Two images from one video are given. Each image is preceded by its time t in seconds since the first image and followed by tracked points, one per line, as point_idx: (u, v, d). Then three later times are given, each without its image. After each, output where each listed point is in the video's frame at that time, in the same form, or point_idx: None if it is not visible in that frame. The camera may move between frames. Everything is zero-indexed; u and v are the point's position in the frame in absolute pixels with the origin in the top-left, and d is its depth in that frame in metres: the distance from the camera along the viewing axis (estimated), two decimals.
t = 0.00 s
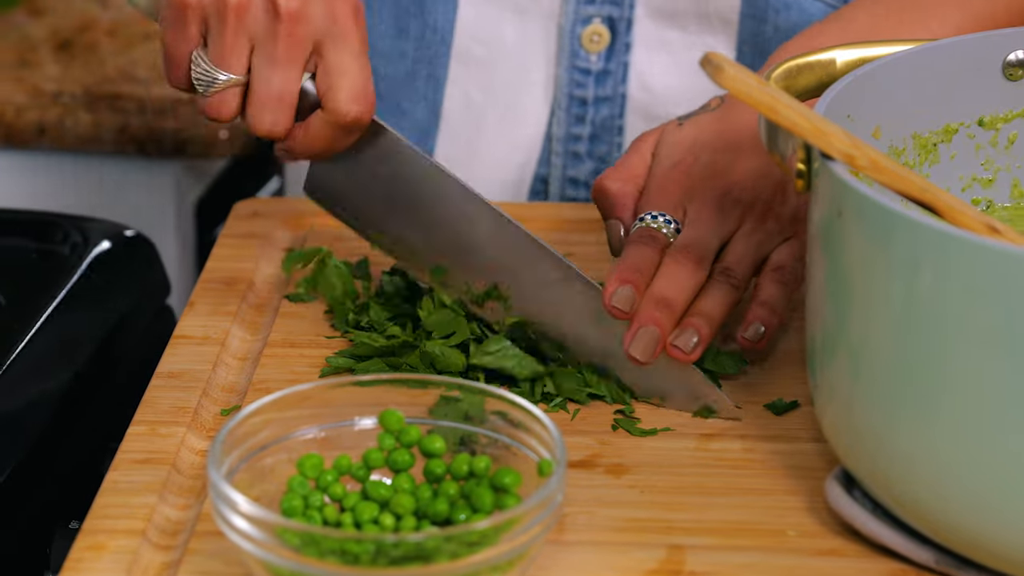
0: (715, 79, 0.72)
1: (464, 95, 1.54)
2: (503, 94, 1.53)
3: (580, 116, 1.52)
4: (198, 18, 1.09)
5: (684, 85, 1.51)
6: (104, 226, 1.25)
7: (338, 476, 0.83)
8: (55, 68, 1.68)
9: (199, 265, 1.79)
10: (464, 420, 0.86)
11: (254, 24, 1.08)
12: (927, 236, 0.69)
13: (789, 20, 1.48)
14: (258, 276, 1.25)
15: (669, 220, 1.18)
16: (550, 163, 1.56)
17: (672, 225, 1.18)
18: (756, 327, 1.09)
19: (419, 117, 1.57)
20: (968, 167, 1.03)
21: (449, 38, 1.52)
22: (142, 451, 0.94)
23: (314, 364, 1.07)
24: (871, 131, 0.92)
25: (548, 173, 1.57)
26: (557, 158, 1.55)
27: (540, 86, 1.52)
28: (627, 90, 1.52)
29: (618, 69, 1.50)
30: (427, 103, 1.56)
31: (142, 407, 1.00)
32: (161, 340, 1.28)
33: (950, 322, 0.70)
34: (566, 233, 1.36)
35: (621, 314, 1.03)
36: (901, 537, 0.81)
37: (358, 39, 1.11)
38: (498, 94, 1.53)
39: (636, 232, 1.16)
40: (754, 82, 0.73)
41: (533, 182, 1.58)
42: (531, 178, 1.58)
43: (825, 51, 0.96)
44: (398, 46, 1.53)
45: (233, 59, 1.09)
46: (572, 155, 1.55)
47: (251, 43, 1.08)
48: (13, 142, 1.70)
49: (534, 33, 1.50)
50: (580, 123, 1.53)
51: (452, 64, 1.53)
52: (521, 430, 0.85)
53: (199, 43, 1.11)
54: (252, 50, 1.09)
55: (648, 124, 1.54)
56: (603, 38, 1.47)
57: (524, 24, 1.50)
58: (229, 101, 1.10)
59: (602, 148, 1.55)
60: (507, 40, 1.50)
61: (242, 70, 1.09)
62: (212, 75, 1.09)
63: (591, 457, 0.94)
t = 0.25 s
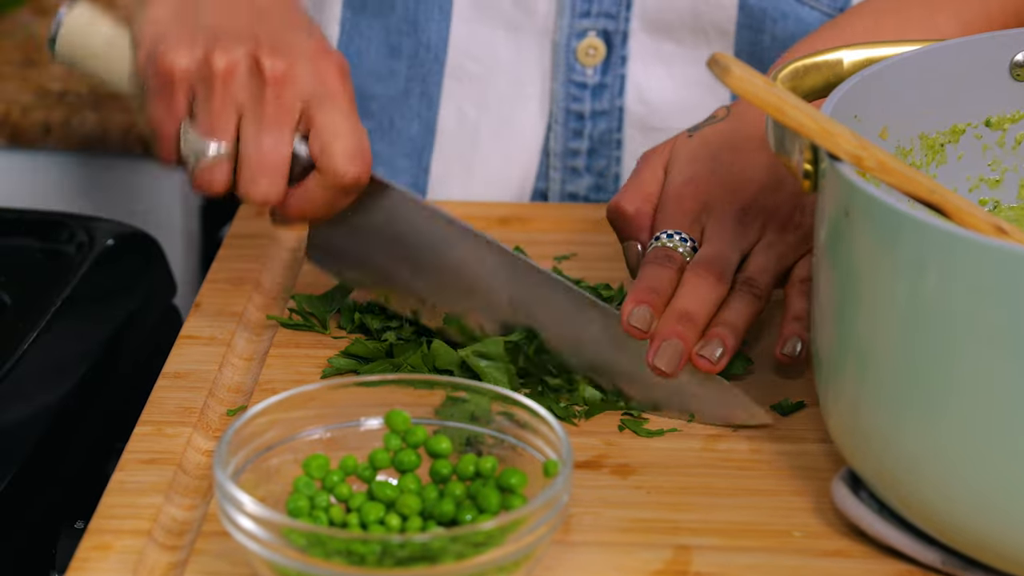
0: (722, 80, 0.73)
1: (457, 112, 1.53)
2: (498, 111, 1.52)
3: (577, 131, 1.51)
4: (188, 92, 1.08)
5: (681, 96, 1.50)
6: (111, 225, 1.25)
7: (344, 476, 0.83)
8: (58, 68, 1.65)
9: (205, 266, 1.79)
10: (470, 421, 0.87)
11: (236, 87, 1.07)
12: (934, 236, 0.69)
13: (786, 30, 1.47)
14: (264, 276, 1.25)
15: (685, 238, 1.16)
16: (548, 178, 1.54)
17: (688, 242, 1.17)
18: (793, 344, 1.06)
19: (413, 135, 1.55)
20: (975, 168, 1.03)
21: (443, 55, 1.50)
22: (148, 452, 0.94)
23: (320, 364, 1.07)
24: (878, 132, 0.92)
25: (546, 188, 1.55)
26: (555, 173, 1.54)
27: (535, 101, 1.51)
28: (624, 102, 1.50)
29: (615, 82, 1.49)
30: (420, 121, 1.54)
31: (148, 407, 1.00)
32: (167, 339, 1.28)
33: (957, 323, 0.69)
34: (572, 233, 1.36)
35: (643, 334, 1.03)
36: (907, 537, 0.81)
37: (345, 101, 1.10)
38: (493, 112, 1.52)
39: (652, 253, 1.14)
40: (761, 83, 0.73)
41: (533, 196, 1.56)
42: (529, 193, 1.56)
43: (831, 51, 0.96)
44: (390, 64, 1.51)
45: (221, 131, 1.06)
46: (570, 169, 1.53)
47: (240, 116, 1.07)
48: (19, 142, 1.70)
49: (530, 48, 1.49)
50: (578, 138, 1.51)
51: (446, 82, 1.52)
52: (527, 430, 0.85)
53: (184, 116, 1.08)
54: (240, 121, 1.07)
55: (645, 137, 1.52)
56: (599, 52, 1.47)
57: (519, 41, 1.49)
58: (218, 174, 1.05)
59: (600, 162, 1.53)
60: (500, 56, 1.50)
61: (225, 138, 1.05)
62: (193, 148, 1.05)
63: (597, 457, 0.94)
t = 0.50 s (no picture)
0: (723, 80, 0.73)
1: (444, 117, 1.54)
2: (481, 117, 1.53)
3: (560, 139, 1.51)
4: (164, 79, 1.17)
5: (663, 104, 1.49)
6: (113, 225, 1.26)
7: (346, 476, 0.83)
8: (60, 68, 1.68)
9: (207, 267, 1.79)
10: (472, 420, 0.86)
11: (202, 67, 1.14)
12: (937, 237, 0.69)
13: (763, 42, 1.46)
14: (266, 276, 1.25)
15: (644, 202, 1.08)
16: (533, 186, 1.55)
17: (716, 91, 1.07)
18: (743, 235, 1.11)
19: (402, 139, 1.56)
20: (977, 168, 1.03)
21: (426, 62, 1.51)
22: (150, 452, 0.94)
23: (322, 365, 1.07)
24: (880, 132, 0.92)
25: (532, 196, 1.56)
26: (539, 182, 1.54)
27: (517, 109, 1.52)
28: (607, 111, 1.50)
29: (597, 91, 1.48)
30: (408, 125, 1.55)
31: (149, 407, 1.00)
32: (170, 338, 1.28)
33: (961, 324, 0.69)
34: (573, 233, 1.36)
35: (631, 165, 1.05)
36: (908, 538, 0.81)
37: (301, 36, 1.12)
38: (477, 118, 1.53)
39: (640, 138, 1.05)
40: (764, 83, 0.73)
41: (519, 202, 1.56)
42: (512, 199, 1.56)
43: (834, 51, 0.96)
44: (377, 70, 1.52)
45: (201, 109, 1.16)
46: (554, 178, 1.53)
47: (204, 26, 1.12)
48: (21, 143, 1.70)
49: (515, 57, 1.49)
50: (560, 146, 1.52)
51: (430, 88, 1.53)
52: (529, 430, 0.85)
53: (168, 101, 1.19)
54: (211, 91, 1.15)
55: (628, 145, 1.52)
56: (580, 60, 1.46)
57: (503, 49, 1.49)
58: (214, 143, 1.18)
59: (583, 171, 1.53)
60: (484, 63, 1.50)
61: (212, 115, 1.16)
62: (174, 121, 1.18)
63: (599, 458, 0.94)
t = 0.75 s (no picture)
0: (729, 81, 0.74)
1: (436, 111, 1.51)
2: (471, 111, 1.50)
3: (543, 137, 1.48)
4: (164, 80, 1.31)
5: (646, 104, 1.46)
6: (119, 227, 1.25)
7: (350, 477, 0.83)
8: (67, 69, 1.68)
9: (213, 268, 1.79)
10: (476, 422, 0.87)
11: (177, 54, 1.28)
12: (943, 238, 0.69)
13: (741, 40, 1.40)
14: (271, 277, 1.25)
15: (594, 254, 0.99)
16: (516, 184, 1.53)
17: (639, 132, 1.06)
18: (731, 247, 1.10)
19: (398, 129, 1.53)
20: (983, 169, 1.03)
21: (420, 55, 1.49)
22: (155, 452, 0.94)
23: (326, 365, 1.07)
24: (885, 133, 0.91)
25: (515, 193, 1.54)
26: (522, 179, 1.52)
27: (503, 104, 1.49)
28: (589, 108, 1.46)
29: (579, 88, 1.45)
30: (405, 116, 1.52)
31: (154, 408, 1.01)
32: (175, 339, 1.28)
33: (967, 325, 0.69)
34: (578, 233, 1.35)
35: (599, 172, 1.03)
36: (913, 539, 0.81)
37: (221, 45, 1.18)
38: (467, 111, 1.50)
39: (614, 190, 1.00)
40: (770, 85, 0.73)
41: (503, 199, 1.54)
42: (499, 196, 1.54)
43: (839, 52, 0.96)
44: (372, 62, 1.50)
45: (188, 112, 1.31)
46: (537, 175, 1.51)
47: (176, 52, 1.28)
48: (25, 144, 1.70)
49: (501, 53, 1.47)
50: (543, 144, 1.48)
51: (427, 80, 1.50)
52: (534, 431, 0.85)
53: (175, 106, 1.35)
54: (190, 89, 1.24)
55: (612, 143, 1.48)
56: (562, 57, 1.43)
57: (489, 43, 1.47)
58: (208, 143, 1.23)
59: (567, 169, 1.49)
60: (473, 57, 1.48)
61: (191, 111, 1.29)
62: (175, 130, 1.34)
63: (603, 458, 0.94)
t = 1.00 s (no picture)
0: (728, 84, 0.74)
1: (437, 105, 1.51)
2: (469, 103, 1.50)
3: (539, 128, 1.49)
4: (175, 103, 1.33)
5: (642, 96, 1.46)
6: (121, 229, 1.26)
7: (351, 479, 0.83)
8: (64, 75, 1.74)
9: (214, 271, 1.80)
10: (479, 425, 0.87)
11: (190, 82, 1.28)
12: (942, 240, 0.69)
13: (733, 28, 1.41)
14: (272, 280, 1.26)
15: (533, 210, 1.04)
16: (514, 176, 1.53)
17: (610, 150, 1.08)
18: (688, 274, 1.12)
19: (400, 123, 1.53)
20: (982, 172, 1.03)
21: (420, 48, 1.48)
22: (157, 454, 0.94)
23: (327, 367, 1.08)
24: (885, 136, 0.92)
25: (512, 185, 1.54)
26: (519, 170, 1.52)
27: (500, 97, 1.49)
28: (585, 101, 1.47)
29: (575, 80, 1.46)
30: (407, 110, 1.52)
31: (156, 410, 1.01)
32: (175, 342, 1.29)
33: (966, 326, 0.69)
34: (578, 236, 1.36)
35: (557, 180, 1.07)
36: (913, 541, 0.81)
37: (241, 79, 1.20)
38: (466, 104, 1.50)
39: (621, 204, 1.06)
40: (769, 89, 0.73)
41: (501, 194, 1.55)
42: (497, 188, 1.55)
43: (839, 56, 0.96)
44: (372, 57, 1.50)
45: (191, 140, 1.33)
46: (536, 166, 1.52)
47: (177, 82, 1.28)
48: (27, 146, 1.71)
49: (497, 45, 1.46)
50: (540, 135, 1.49)
51: (427, 73, 1.50)
52: (534, 433, 0.85)
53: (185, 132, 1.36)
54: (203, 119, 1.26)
55: (606, 135, 1.49)
56: (559, 49, 1.44)
57: (487, 36, 1.46)
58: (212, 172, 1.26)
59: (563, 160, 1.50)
60: (471, 50, 1.47)
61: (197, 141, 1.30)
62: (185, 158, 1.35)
63: (603, 461, 0.94)
